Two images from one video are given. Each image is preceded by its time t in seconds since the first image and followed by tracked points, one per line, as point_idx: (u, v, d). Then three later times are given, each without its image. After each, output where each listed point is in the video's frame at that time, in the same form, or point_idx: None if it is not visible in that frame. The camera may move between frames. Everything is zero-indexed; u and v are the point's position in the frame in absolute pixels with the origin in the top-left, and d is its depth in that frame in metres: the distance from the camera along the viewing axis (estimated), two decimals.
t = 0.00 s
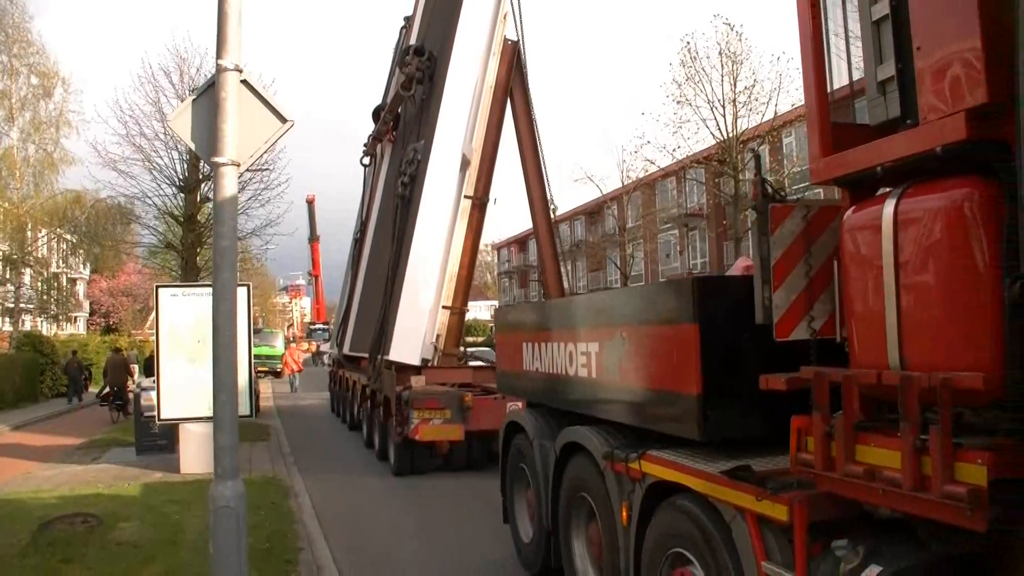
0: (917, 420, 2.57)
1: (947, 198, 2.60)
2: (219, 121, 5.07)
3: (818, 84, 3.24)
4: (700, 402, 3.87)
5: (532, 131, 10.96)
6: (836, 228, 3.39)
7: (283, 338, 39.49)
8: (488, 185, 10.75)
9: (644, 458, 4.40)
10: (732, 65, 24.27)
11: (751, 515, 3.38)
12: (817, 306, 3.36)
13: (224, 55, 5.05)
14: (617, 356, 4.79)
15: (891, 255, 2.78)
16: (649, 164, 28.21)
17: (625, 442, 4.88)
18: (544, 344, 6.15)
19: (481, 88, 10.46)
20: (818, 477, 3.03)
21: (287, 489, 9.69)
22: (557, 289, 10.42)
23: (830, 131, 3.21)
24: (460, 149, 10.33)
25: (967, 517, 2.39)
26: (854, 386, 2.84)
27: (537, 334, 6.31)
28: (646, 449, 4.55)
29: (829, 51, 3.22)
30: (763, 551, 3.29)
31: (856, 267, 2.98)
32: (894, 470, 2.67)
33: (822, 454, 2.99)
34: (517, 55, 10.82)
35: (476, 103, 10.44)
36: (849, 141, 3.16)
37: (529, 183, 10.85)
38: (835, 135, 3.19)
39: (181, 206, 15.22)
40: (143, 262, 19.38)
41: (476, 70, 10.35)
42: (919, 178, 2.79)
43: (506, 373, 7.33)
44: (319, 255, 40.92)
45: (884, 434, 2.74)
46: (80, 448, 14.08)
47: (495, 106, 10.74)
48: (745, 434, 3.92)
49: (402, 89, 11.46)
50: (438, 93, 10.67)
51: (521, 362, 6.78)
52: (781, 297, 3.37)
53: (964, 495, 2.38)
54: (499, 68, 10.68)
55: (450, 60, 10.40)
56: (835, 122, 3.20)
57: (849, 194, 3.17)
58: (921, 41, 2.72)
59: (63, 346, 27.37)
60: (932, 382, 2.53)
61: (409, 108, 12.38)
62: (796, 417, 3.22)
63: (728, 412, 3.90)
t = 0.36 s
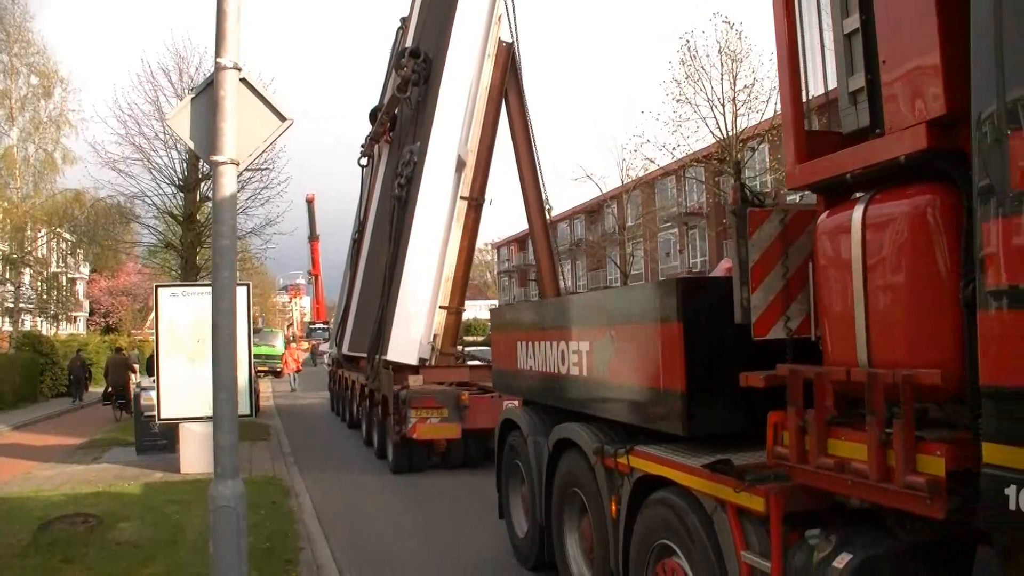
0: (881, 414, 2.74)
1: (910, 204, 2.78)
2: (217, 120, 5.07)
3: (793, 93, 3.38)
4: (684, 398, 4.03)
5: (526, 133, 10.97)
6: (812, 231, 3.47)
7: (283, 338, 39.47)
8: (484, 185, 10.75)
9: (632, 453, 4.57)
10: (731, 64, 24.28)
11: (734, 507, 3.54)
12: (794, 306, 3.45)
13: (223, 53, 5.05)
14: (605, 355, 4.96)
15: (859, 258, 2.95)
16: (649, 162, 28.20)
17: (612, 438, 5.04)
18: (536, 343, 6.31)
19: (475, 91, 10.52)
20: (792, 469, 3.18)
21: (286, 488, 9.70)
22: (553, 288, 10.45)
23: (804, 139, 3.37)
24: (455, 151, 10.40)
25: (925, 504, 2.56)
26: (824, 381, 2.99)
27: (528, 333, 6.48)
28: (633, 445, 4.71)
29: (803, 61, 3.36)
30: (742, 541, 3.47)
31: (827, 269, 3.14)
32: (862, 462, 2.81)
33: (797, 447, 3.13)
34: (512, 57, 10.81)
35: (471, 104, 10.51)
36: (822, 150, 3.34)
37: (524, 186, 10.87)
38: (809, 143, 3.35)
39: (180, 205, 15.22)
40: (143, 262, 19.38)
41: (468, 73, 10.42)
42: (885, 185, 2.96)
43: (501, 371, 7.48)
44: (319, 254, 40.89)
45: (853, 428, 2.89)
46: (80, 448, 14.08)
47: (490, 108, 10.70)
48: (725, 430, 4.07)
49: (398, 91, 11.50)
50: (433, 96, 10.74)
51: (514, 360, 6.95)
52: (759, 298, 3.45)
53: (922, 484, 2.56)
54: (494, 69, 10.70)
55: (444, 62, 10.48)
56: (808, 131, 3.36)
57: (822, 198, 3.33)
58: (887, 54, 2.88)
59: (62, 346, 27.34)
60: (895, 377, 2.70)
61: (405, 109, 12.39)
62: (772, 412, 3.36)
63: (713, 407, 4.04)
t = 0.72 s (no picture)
0: (845, 412, 2.88)
1: (875, 215, 2.94)
2: (216, 120, 5.06)
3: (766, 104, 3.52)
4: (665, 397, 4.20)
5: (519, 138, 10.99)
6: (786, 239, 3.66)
7: (279, 339, 39.39)
8: (476, 188, 10.86)
9: (616, 451, 4.78)
10: (728, 66, 24.32)
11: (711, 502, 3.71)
12: (767, 312, 3.63)
13: (220, 54, 5.04)
14: (592, 356, 5.09)
15: (827, 264, 3.10)
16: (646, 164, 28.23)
17: (597, 437, 5.25)
18: (526, 344, 6.45)
19: (467, 96, 10.57)
20: (765, 465, 3.35)
21: (282, 489, 9.69)
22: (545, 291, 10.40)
23: (778, 149, 3.49)
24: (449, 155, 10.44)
25: (884, 498, 2.73)
26: (795, 382, 3.15)
27: (519, 334, 6.61)
28: (618, 443, 4.92)
29: (778, 74, 3.50)
30: (718, 534, 3.65)
31: (797, 274, 3.30)
32: (828, 458, 2.98)
33: (768, 445, 3.31)
34: (505, 62, 10.84)
35: (463, 110, 10.54)
36: (794, 159, 3.46)
37: (517, 187, 10.83)
38: (781, 153, 3.47)
39: (177, 205, 15.20)
40: (139, 262, 19.33)
41: (463, 80, 10.47)
42: (851, 196, 3.12)
43: (492, 372, 7.59)
44: (315, 255, 40.81)
45: (819, 427, 3.05)
46: (75, 448, 14.03)
47: (483, 113, 10.80)
48: (709, 427, 4.28)
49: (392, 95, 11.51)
50: (426, 100, 10.77)
51: (504, 360, 7.08)
52: (735, 301, 3.63)
53: (881, 479, 2.72)
54: (486, 75, 10.74)
55: (438, 67, 10.50)
56: (781, 142, 3.47)
57: (794, 208, 3.47)
58: (853, 72, 3.06)
59: (57, 346, 27.23)
60: (858, 378, 2.85)
61: (399, 113, 12.40)
62: (747, 411, 3.54)
63: (698, 402, 4.24)
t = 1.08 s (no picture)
0: (820, 412, 3.07)
1: (848, 223, 3.09)
2: (217, 123, 5.05)
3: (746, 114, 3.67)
4: (652, 397, 4.33)
5: (515, 143, 10.98)
6: (765, 246, 3.83)
7: (279, 341, 39.33)
8: (474, 191, 10.89)
9: (606, 448, 4.92)
10: (729, 67, 24.26)
11: (695, 499, 3.86)
12: (749, 314, 3.80)
13: (222, 57, 5.04)
14: (583, 358, 5.22)
15: (802, 269, 3.27)
16: (646, 165, 28.17)
17: (588, 436, 5.38)
18: (520, 346, 6.54)
19: (464, 103, 10.57)
20: (747, 462, 3.53)
21: (282, 490, 9.68)
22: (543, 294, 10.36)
23: (758, 157, 3.66)
24: (446, 159, 10.46)
25: (855, 493, 2.91)
26: (772, 382, 3.33)
27: (514, 336, 6.70)
28: (608, 441, 5.06)
29: (756, 84, 3.66)
30: (701, 528, 3.81)
31: (776, 279, 3.47)
32: (802, 455, 3.16)
33: (749, 443, 3.49)
34: (502, 67, 10.83)
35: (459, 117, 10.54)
36: (772, 167, 3.63)
37: (513, 190, 10.82)
38: (761, 160, 3.65)
39: (177, 206, 15.19)
40: (139, 263, 19.30)
41: (458, 87, 10.47)
42: (827, 204, 3.27)
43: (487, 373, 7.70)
44: (315, 256, 40.75)
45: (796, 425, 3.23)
46: (75, 450, 14.02)
47: (480, 119, 10.77)
48: (694, 425, 4.41)
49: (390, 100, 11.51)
50: (423, 104, 10.79)
51: (501, 362, 7.19)
52: (717, 305, 3.79)
53: (851, 474, 2.90)
54: (483, 80, 10.73)
55: (435, 72, 10.50)
56: (762, 152, 3.64)
57: (776, 215, 3.63)
58: (827, 85, 3.22)
59: (58, 348, 27.20)
60: (830, 379, 3.02)
61: (397, 117, 12.39)
62: (728, 411, 3.73)
63: (685, 407, 4.38)
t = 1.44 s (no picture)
0: (793, 409, 3.18)
1: (824, 228, 3.19)
2: (218, 122, 5.04)
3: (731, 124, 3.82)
4: (639, 395, 4.44)
5: (514, 144, 10.95)
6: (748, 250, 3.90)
7: (278, 339, 39.27)
8: (472, 193, 10.84)
9: (595, 445, 5.03)
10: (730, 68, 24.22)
11: (678, 494, 3.96)
12: (732, 316, 3.88)
13: (223, 55, 5.03)
14: (574, 357, 5.33)
15: (779, 273, 3.39)
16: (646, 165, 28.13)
17: (579, 432, 5.49)
18: (516, 345, 6.63)
19: (463, 105, 10.55)
20: (727, 458, 3.65)
21: (281, 488, 9.67)
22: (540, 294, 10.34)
23: (742, 163, 3.80)
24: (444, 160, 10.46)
25: (826, 487, 3.03)
26: (751, 382, 3.46)
27: (510, 335, 6.78)
28: (598, 438, 5.17)
29: (742, 96, 3.78)
30: (684, 522, 3.90)
31: (755, 283, 3.59)
32: (778, 451, 3.30)
33: (729, 439, 3.62)
34: (501, 68, 10.80)
35: (458, 120, 10.54)
36: (756, 175, 3.77)
37: (511, 191, 10.81)
38: (745, 169, 3.78)
39: (177, 205, 15.16)
40: (138, 261, 19.27)
41: (457, 89, 10.48)
42: (805, 211, 3.38)
43: (484, 374, 7.73)
44: (315, 255, 40.70)
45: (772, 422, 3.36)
46: (74, 448, 13.99)
47: (479, 121, 10.75)
48: (685, 424, 4.56)
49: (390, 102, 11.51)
50: (422, 105, 10.78)
51: (495, 361, 7.28)
52: (701, 307, 3.87)
53: (822, 468, 3.02)
54: (482, 81, 10.72)
55: (435, 74, 10.51)
56: (745, 160, 3.79)
57: (758, 220, 3.75)
58: (805, 95, 3.34)
59: (57, 346, 27.17)
60: (804, 378, 3.12)
61: (397, 118, 12.38)
62: (711, 409, 3.86)
63: (671, 403, 4.50)
